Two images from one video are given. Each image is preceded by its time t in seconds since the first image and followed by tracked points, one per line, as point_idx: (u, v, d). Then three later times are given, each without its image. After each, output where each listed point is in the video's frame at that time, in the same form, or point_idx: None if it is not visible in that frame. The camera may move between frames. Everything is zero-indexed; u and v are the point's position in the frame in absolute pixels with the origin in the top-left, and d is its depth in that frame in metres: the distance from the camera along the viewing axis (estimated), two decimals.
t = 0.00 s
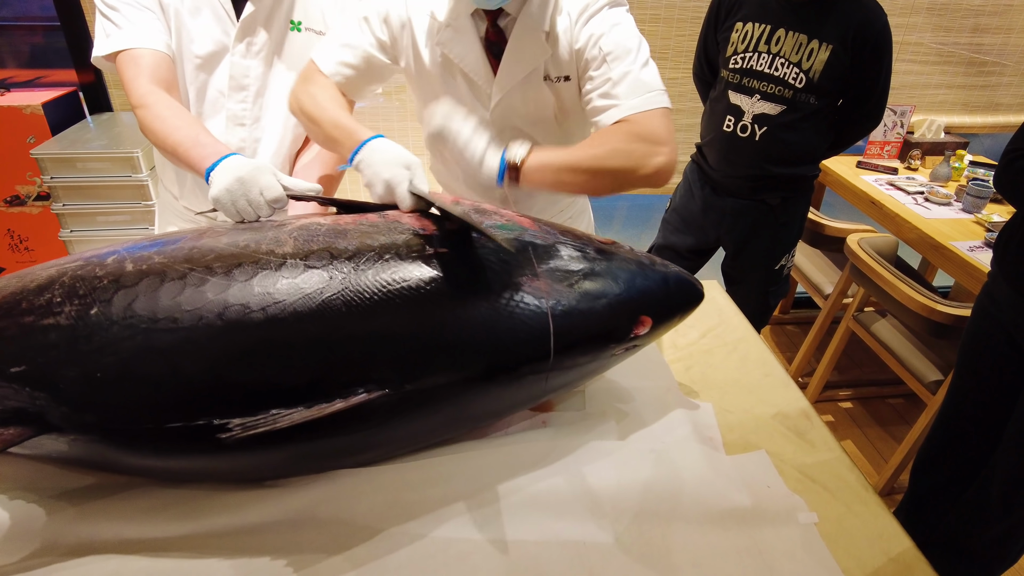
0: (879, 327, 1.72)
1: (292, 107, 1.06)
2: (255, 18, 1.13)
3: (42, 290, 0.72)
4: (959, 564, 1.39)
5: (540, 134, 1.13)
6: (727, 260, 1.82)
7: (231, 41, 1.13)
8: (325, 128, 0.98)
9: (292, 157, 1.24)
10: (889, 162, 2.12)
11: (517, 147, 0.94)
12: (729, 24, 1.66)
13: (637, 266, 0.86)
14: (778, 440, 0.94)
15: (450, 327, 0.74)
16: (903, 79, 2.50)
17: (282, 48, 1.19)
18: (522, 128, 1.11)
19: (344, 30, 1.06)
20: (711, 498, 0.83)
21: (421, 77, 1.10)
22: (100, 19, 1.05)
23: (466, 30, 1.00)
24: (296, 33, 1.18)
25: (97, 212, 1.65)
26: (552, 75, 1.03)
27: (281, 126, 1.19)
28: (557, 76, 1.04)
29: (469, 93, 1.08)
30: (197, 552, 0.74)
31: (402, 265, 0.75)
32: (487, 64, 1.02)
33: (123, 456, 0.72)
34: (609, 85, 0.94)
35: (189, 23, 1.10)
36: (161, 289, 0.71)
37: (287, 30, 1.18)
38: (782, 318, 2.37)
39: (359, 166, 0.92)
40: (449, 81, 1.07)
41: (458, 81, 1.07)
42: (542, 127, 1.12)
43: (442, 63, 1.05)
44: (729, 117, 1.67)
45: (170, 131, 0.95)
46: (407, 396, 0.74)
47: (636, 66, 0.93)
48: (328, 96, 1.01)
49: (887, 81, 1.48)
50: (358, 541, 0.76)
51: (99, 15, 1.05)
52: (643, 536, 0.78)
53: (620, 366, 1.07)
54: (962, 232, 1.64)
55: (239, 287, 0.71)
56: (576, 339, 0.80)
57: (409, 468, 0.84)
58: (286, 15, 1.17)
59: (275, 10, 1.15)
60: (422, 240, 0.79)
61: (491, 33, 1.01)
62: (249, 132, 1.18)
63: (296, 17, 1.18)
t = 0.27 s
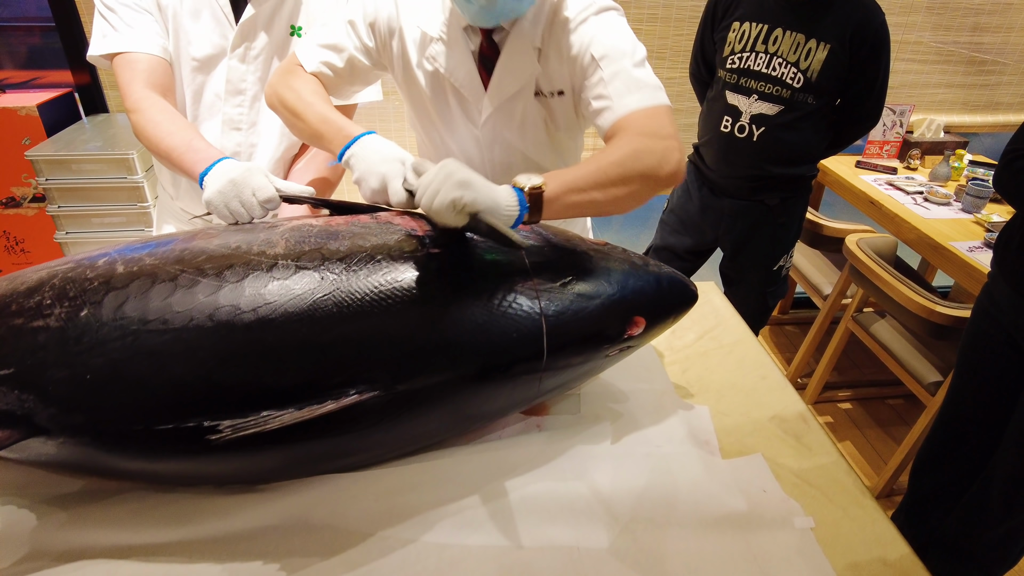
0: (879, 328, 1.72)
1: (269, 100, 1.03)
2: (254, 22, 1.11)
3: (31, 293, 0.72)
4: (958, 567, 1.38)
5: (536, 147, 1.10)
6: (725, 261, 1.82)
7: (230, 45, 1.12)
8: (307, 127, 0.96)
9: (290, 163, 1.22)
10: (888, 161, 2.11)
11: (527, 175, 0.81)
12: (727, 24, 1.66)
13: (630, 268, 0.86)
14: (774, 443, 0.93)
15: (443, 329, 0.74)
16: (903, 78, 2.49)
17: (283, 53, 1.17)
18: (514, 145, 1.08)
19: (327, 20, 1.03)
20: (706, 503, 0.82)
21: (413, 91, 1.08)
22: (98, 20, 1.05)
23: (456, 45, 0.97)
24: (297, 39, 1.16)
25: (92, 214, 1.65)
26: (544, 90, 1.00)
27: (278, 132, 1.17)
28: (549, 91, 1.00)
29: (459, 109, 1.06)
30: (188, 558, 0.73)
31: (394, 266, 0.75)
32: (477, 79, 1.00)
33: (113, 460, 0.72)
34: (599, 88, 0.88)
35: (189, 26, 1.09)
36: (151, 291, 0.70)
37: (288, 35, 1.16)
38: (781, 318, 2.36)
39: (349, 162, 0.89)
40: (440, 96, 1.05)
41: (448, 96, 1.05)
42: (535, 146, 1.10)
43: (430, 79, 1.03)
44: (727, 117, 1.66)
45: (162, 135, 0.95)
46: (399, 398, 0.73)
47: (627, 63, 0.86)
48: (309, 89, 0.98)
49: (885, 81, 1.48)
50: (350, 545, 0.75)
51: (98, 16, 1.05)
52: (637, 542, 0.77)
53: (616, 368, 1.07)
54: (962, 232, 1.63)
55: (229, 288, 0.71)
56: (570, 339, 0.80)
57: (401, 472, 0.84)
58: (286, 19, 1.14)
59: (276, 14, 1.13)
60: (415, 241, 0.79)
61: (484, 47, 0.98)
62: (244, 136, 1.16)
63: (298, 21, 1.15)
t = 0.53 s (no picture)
0: (877, 330, 1.72)
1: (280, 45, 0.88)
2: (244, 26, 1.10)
3: (30, 297, 0.71)
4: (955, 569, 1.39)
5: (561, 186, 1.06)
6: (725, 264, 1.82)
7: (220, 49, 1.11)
8: (326, 92, 0.84)
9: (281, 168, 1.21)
10: (886, 163, 2.11)
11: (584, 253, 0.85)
12: (724, 26, 1.66)
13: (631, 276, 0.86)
14: (771, 447, 0.94)
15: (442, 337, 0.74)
16: (901, 79, 2.49)
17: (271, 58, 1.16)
18: (543, 184, 1.04)
19: None
20: (703, 507, 0.82)
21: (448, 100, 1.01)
22: (88, 26, 1.05)
23: (507, 81, 0.91)
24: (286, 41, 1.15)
25: (90, 216, 1.65)
26: (591, 139, 0.97)
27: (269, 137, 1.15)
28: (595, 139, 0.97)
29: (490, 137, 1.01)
30: (186, 563, 0.73)
31: (394, 272, 0.75)
32: (519, 114, 0.95)
33: (111, 464, 0.72)
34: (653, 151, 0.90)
35: (179, 31, 1.08)
36: (150, 296, 0.70)
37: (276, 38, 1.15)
38: (780, 319, 2.36)
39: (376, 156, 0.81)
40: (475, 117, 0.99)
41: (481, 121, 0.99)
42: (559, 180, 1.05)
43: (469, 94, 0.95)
44: (725, 120, 1.66)
45: (156, 141, 0.95)
46: (397, 404, 0.73)
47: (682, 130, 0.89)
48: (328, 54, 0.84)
49: (884, 81, 1.47)
50: (348, 551, 0.76)
51: (88, 22, 1.06)
52: (635, 546, 0.77)
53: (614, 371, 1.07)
54: (960, 234, 1.64)
55: (229, 294, 0.70)
56: (569, 346, 0.80)
57: (399, 477, 0.84)
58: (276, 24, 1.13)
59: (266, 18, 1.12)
60: (415, 247, 0.79)
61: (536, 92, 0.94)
62: (237, 140, 1.15)
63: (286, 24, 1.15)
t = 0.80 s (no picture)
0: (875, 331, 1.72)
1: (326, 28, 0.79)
2: (231, 27, 1.11)
3: (28, 299, 0.71)
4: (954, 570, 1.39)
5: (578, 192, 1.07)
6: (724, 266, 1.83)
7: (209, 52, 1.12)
8: (371, 69, 0.76)
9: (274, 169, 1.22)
10: (885, 164, 2.11)
11: (619, 313, 0.80)
12: (722, 28, 1.65)
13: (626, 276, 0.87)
14: (769, 449, 0.94)
15: (439, 337, 0.74)
16: (900, 80, 2.49)
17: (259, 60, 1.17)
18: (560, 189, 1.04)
19: None
20: (701, 509, 0.82)
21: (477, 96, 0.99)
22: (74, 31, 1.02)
23: (534, 83, 0.89)
24: (276, 43, 1.17)
25: (88, 217, 1.65)
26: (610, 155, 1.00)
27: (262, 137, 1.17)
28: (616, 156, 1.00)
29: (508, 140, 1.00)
30: (182, 566, 0.73)
31: (390, 273, 0.75)
32: (542, 122, 0.94)
33: (108, 466, 0.71)
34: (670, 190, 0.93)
35: (165, 34, 1.08)
36: (147, 297, 0.70)
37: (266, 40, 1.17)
38: (779, 320, 2.36)
39: (422, 161, 0.75)
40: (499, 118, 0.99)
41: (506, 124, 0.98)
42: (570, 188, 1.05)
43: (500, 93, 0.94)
44: (724, 121, 1.65)
45: (152, 147, 0.95)
46: (394, 406, 0.73)
47: (704, 173, 0.91)
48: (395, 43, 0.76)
49: (881, 83, 1.47)
50: (345, 552, 0.76)
51: (73, 26, 1.02)
52: (632, 549, 0.77)
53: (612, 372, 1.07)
54: (958, 235, 1.64)
55: (226, 295, 0.70)
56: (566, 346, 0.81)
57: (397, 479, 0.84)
58: (265, 25, 1.15)
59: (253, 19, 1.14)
60: (411, 246, 0.78)
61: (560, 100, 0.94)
62: (229, 143, 1.15)
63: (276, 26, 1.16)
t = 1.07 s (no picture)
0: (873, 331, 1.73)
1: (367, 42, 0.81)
2: (221, 28, 1.11)
3: (29, 298, 0.71)
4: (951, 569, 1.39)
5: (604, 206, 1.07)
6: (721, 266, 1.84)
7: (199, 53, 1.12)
8: (396, 64, 0.77)
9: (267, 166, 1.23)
10: (883, 164, 2.12)
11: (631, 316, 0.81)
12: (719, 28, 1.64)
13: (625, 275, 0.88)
14: (766, 448, 0.94)
15: (439, 337, 0.74)
16: (898, 80, 2.50)
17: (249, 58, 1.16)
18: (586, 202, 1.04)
19: None
20: (699, 508, 0.83)
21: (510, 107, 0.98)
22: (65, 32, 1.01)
23: (575, 95, 0.89)
24: (265, 41, 1.15)
25: (88, 217, 1.65)
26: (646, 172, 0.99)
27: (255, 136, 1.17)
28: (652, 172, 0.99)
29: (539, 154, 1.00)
30: (183, 565, 0.73)
31: (391, 273, 0.75)
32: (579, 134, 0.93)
33: (109, 466, 0.72)
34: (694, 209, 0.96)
35: (156, 35, 1.08)
36: (149, 297, 0.70)
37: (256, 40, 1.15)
38: (776, 320, 2.37)
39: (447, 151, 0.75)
40: (534, 128, 0.98)
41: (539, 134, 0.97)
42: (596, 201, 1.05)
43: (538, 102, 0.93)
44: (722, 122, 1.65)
45: (150, 146, 0.95)
46: (395, 405, 0.74)
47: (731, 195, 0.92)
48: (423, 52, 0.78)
49: (879, 83, 1.49)
50: (344, 552, 0.76)
51: (64, 27, 1.02)
52: (631, 548, 0.78)
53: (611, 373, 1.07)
54: (956, 235, 1.64)
55: (227, 295, 0.71)
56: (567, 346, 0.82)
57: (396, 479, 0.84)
58: (253, 23, 1.13)
59: (242, 17, 1.13)
60: (412, 246, 0.79)
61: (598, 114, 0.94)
62: (222, 143, 1.17)
63: (265, 24, 1.14)
